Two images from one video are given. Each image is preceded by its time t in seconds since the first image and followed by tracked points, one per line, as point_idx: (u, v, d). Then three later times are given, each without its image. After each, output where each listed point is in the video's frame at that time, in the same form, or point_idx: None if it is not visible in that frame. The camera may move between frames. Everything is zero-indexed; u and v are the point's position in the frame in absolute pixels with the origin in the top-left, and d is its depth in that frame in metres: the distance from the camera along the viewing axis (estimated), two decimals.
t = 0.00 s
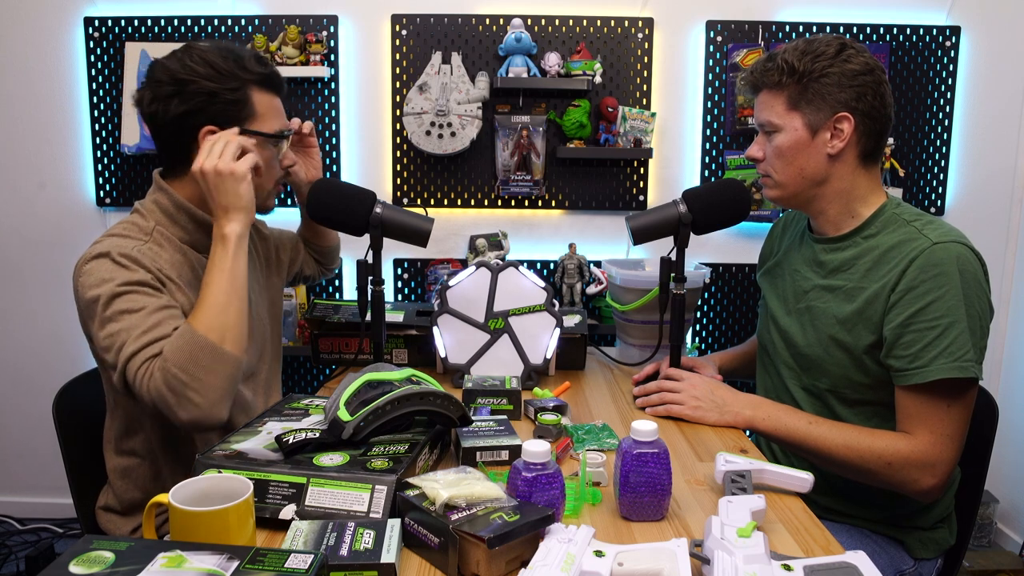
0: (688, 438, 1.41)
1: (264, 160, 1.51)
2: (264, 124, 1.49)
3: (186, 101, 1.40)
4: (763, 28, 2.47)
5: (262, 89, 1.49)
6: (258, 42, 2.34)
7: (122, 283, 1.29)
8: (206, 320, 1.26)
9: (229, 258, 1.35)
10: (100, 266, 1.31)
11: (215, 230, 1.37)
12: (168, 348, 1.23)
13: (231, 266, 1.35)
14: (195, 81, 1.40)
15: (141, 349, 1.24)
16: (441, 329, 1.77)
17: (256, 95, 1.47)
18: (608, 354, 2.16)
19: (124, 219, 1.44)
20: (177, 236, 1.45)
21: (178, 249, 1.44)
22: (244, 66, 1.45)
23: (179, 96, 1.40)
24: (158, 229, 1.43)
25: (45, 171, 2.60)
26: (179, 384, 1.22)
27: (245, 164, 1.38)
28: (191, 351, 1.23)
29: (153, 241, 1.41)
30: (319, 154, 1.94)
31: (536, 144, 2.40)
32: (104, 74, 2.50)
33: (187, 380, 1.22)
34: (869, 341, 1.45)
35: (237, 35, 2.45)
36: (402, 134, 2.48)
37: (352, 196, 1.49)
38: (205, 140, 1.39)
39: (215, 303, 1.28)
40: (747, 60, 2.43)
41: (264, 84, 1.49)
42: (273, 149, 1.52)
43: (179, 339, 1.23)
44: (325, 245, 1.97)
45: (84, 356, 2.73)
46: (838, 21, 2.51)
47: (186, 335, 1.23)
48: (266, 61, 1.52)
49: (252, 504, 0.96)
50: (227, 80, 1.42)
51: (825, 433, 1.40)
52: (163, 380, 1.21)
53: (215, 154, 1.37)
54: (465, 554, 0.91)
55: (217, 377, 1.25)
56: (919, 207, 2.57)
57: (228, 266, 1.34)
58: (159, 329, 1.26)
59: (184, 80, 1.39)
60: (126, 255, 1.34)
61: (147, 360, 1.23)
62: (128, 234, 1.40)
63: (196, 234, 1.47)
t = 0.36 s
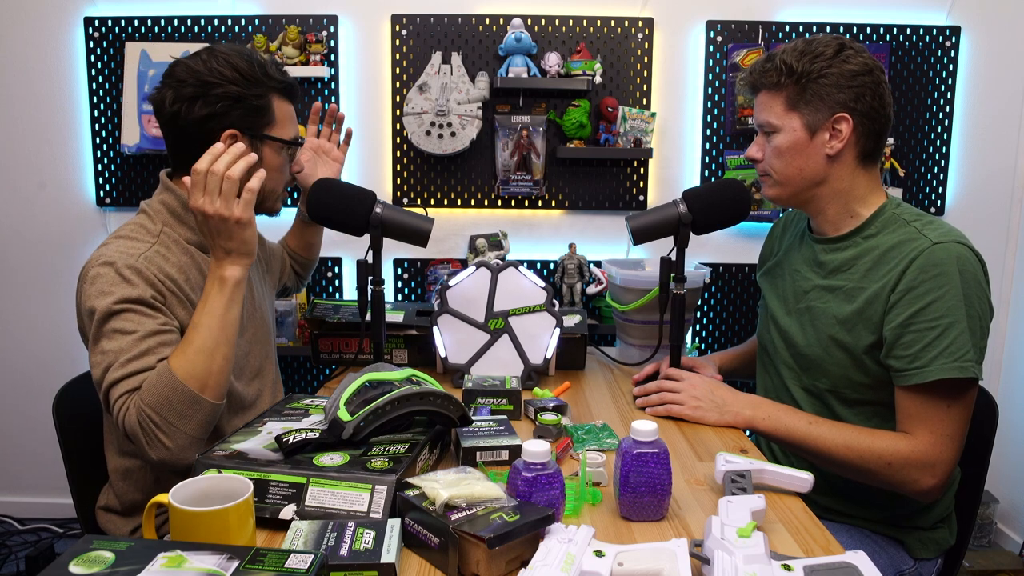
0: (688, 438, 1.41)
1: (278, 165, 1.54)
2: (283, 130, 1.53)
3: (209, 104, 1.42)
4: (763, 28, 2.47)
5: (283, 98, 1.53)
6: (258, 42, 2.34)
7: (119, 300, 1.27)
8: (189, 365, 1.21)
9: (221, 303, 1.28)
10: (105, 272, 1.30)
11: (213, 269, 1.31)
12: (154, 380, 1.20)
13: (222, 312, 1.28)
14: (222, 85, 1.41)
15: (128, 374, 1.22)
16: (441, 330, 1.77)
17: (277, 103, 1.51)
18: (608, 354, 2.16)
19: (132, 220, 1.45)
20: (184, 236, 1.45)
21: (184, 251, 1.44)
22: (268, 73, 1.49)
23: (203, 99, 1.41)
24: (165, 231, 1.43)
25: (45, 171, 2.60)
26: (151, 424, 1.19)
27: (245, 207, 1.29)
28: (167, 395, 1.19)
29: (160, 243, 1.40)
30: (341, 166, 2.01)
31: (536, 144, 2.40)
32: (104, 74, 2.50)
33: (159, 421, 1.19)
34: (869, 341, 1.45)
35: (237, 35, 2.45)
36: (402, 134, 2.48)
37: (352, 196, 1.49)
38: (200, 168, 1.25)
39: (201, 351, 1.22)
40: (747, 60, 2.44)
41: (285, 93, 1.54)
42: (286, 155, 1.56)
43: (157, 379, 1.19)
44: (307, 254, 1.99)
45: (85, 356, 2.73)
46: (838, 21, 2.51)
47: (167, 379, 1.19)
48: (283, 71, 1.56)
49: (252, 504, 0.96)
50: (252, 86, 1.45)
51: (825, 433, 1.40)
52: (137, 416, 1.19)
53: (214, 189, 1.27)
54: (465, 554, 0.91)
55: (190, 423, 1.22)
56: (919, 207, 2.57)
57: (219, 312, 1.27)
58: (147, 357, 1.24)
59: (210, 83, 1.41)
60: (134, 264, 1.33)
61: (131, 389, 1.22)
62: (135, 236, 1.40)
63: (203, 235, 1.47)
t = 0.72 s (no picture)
0: (688, 438, 1.41)
1: (278, 165, 1.54)
2: (283, 130, 1.53)
3: (210, 102, 1.42)
4: (763, 28, 2.47)
5: (284, 98, 1.53)
6: (258, 42, 2.34)
7: (120, 298, 1.27)
8: (184, 365, 1.21)
9: (218, 304, 1.28)
10: (107, 271, 1.30)
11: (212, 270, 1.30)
12: (149, 378, 1.20)
13: (219, 312, 1.28)
14: (223, 83, 1.42)
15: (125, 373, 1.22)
16: (441, 330, 1.77)
17: (277, 102, 1.51)
18: (608, 354, 2.16)
19: (135, 219, 1.45)
20: (186, 235, 1.45)
21: (186, 250, 1.44)
22: (269, 73, 1.49)
23: (204, 97, 1.42)
24: (167, 230, 1.43)
25: (45, 171, 2.60)
26: (146, 422, 1.19)
27: (241, 208, 1.28)
28: (162, 394, 1.19)
29: (163, 242, 1.41)
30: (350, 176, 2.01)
31: (536, 144, 2.40)
32: (104, 74, 2.50)
33: (154, 420, 1.19)
34: (869, 341, 1.45)
35: (237, 35, 2.45)
36: (402, 134, 2.48)
37: (352, 196, 1.49)
38: (199, 168, 1.25)
39: (196, 351, 1.22)
40: (747, 60, 2.43)
41: (285, 93, 1.54)
42: (286, 155, 1.55)
43: (152, 378, 1.19)
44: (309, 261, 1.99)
45: (85, 356, 2.73)
46: (838, 21, 2.51)
47: (162, 378, 1.19)
48: (286, 72, 1.57)
49: (252, 504, 0.96)
50: (253, 84, 1.45)
51: (825, 433, 1.40)
52: (133, 414, 1.20)
53: (212, 189, 1.26)
54: (465, 554, 0.91)
55: (185, 423, 1.21)
56: (919, 207, 2.57)
57: (216, 312, 1.27)
58: (145, 355, 1.24)
59: (210, 81, 1.42)
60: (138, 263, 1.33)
61: (128, 389, 1.22)
62: (138, 235, 1.40)
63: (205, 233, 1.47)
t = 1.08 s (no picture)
0: (688, 438, 1.41)
1: (280, 167, 1.54)
2: (287, 132, 1.53)
3: (214, 101, 1.42)
4: (763, 28, 2.47)
5: (289, 100, 1.53)
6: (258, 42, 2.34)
7: (120, 298, 1.27)
8: (183, 370, 1.21)
9: (219, 309, 1.28)
10: (108, 271, 1.30)
11: (214, 274, 1.30)
12: (149, 382, 1.20)
13: (219, 317, 1.27)
14: (228, 83, 1.42)
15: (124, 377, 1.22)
16: (441, 330, 1.77)
17: (282, 105, 1.51)
18: (608, 354, 2.16)
19: (140, 219, 1.46)
20: (190, 236, 1.45)
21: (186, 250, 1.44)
22: (275, 75, 1.50)
23: (208, 96, 1.42)
24: (172, 230, 1.43)
25: (45, 171, 2.60)
26: (143, 426, 1.19)
27: (244, 214, 1.28)
28: (161, 398, 1.19)
29: (166, 243, 1.41)
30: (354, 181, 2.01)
31: (536, 144, 2.40)
32: (104, 74, 2.50)
33: (152, 425, 1.19)
34: (869, 341, 1.46)
35: (237, 35, 2.45)
36: (402, 134, 2.47)
37: (352, 196, 1.49)
38: (203, 172, 1.26)
39: (195, 357, 1.22)
40: (747, 60, 2.44)
41: (292, 96, 1.54)
42: (289, 157, 1.55)
43: (151, 383, 1.19)
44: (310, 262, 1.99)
45: (85, 356, 2.73)
46: (838, 21, 2.51)
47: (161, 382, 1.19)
48: (292, 75, 1.57)
49: (252, 505, 0.96)
50: (259, 85, 1.46)
51: (825, 433, 1.40)
52: (131, 418, 1.20)
53: (215, 194, 1.27)
54: (465, 554, 0.91)
55: (183, 428, 1.21)
56: (919, 207, 2.57)
57: (216, 317, 1.27)
58: (144, 359, 1.24)
59: (215, 80, 1.42)
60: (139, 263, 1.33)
61: (127, 393, 1.22)
62: (141, 235, 1.41)
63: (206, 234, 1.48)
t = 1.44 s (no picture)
0: (688, 438, 1.41)
1: (283, 167, 1.54)
2: (290, 131, 1.53)
3: (218, 100, 1.42)
4: (763, 28, 2.47)
5: (293, 99, 1.53)
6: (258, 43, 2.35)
7: (120, 297, 1.27)
8: (179, 374, 1.21)
9: (214, 313, 1.27)
10: (108, 272, 1.31)
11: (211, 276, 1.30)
12: (146, 386, 1.20)
13: (214, 321, 1.27)
14: (232, 82, 1.42)
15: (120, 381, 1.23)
16: (441, 330, 1.77)
17: (286, 104, 1.51)
18: (608, 354, 2.16)
19: (141, 220, 1.46)
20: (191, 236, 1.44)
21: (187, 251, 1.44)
22: (280, 75, 1.50)
23: (211, 95, 1.42)
24: (173, 232, 1.43)
25: (45, 171, 2.60)
26: (138, 430, 1.19)
27: (234, 215, 1.28)
28: (156, 402, 1.19)
29: (168, 244, 1.40)
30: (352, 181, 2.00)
31: (536, 144, 2.40)
32: (105, 74, 2.50)
33: (147, 429, 1.19)
34: (868, 339, 1.45)
35: (237, 35, 2.45)
36: (402, 134, 2.47)
37: (352, 196, 1.49)
38: (195, 176, 1.26)
39: (190, 360, 1.22)
40: (747, 60, 2.44)
41: (296, 95, 1.54)
42: (292, 157, 1.55)
43: (147, 387, 1.19)
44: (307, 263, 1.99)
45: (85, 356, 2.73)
46: (838, 21, 2.51)
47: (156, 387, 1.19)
48: (297, 75, 1.57)
49: (252, 504, 0.96)
50: (263, 85, 1.46)
51: (825, 431, 1.40)
52: (126, 423, 1.20)
53: (206, 198, 1.26)
54: (465, 554, 0.91)
55: (179, 432, 1.21)
56: (919, 207, 2.57)
57: (211, 321, 1.26)
58: (142, 362, 1.24)
59: (220, 79, 1.42)
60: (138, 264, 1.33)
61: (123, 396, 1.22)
62: (142, 236, 1.41)
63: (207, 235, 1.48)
